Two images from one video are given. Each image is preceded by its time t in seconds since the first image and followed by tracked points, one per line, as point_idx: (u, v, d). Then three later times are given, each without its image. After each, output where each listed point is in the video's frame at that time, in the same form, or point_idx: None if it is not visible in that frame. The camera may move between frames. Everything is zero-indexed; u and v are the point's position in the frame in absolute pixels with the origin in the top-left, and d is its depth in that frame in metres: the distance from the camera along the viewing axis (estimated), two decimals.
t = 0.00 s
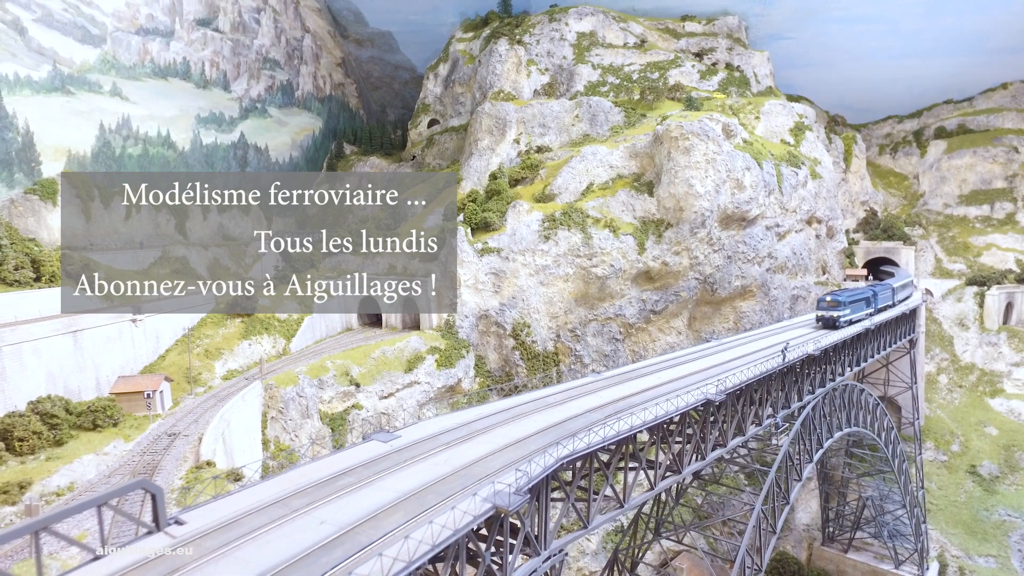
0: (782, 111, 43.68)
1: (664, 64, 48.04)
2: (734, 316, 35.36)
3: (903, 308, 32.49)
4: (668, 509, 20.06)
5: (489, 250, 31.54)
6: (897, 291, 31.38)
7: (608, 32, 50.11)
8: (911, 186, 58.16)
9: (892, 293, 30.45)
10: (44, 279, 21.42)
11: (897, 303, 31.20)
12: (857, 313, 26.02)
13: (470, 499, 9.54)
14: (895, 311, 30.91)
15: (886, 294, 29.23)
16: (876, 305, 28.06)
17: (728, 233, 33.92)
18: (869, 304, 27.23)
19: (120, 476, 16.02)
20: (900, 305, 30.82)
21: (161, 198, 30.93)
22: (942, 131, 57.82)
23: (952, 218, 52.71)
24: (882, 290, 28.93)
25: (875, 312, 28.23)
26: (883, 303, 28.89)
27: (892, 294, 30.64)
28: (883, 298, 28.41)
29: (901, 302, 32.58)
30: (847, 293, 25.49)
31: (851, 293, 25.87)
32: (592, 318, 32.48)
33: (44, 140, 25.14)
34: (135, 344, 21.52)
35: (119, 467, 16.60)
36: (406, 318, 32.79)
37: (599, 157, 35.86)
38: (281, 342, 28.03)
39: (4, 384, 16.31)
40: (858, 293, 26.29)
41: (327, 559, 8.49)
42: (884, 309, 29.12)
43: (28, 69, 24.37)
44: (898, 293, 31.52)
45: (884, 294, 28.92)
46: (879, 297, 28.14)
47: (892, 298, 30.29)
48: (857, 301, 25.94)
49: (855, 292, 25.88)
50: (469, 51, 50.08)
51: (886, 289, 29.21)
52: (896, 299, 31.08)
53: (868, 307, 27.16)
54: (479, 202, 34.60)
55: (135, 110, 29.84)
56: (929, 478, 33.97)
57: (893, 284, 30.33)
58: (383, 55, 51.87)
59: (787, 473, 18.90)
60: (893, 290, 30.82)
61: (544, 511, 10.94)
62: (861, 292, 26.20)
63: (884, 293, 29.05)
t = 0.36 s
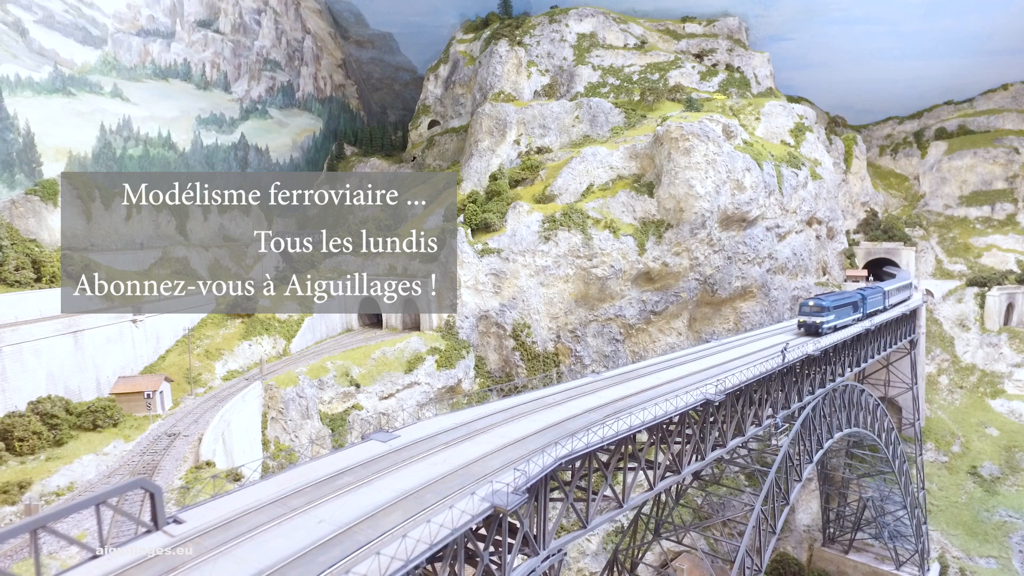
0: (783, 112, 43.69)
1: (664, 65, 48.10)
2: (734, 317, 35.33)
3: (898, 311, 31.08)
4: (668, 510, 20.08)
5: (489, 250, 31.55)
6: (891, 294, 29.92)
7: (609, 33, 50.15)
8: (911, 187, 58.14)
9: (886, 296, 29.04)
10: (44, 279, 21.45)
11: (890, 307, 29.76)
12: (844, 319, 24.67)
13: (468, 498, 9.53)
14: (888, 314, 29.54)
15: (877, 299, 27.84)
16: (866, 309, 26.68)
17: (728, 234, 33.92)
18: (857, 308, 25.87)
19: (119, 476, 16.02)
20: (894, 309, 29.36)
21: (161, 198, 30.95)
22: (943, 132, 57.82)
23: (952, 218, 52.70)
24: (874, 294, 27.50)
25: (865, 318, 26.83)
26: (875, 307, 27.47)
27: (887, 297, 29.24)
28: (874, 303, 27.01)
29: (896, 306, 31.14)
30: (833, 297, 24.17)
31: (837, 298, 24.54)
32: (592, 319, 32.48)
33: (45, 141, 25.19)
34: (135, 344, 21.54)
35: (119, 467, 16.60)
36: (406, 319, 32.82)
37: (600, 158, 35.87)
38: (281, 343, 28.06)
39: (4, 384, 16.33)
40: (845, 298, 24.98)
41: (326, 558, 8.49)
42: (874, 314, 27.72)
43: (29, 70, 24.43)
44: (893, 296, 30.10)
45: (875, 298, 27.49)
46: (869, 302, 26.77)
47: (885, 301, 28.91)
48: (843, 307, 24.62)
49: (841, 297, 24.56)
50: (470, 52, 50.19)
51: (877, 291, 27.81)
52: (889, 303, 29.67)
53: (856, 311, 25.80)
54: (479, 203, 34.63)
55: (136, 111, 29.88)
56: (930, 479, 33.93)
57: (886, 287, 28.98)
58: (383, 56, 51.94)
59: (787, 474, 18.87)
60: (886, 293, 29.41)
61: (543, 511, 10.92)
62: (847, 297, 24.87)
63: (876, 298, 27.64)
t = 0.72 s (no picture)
0: (784, 113, 43.66)
1: (665, 66, 48.13)
2: (735, 319, 35.26)
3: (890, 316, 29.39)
4: (668, 512, 20.02)
5: (489, 252, 31.53)
6: (882, 299, 28.21)
7: (609, 35, 50.19)
8: (912, 188, 58.11)
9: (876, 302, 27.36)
10: (44, 281, 21.45)
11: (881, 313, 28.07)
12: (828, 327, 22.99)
13: (467, 501, 9.48)
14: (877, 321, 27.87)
15: (866, 305, 26.08)
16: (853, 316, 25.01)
17: (729, 235, 33.88)
18: (844, 315, 24.14)
19: (119, 478, 15.99)
20: (884, 315, 27.66)
21: (161, 199, 30.91)
22: (944, 133, 57.78)
23: (953, 220, 52.66)
24: (863, 300, 25.75)
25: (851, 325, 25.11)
26: (864, 314, 25.75)
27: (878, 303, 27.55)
28: (862, 309, 25.34)
29: (888, 311, 29.48)
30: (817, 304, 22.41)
31: (822, 304, 22.78)
32: (592, 320, 32.38)
33: (45, 142, 25.20)
34: (135, 346, 21.53)
35: (118, 469, 16.56)
36: (406, 320, 32.94)
37: (600, 160, 35.87)
38: (281, 344, 28.05)
39: (4, 386, 16.31)
40: (831, 304, 23.24)
41: (325, 561, 8.45)
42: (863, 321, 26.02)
43: (30, 71, 24.46)
44: (885, 301, 28.41)
45: (864, 305, 25.76)
46: (856, 308, 25.06)
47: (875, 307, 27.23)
48: (827, 314, 22.89)
49: (825, 303, 22.82)
50: (470, 53, 50.31)
51: (866, 297, 26.04)
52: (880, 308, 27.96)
53: (842, 318, 24.08)
54: (480, 205, 34.67)
55: (136, 113, 29.88)
56: (931, 481, 33.86)
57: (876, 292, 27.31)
58: (384, 58, 51.98)
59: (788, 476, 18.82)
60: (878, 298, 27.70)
61: (543, 514, 10.87)
62: (832, 303, 23.14)
63: (865, 304, 25.94)
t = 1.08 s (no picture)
0: (784, 114, 43.67)
1: (665, 67, 48.23)
2: (735, 320, 35.27)
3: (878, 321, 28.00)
4: (669, 514, 20.03)
5: (490, 253, 31.59)
6: (871, 304, 26.76)
7: (610, 36, 50.24)
8: (912, 189, 58.08)
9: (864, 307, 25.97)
10: (46, 282, 21.55)
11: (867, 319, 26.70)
12: (808, 336, 21.61)
13: (467, 503, 9.48)
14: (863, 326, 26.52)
15: (851, 312, 24.66)
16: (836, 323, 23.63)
17: (730, 236, 33.89)
18: (825, 322, 22.77)
19: (120, 479, 16.01)
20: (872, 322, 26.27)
21: (161, 198, 30.80)
22: (944, 134, 57.77)
23: (954, 221, 52.62)
24: (848, 307, 24.32)
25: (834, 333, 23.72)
26: (848, 322, 24.34)
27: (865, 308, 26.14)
28: (847, 316, 23.92)
29: (878, 316, 28.03)
30: (796, 311, 20.97)
31: (803, 311, 21.36)
32: (593, 322, 32.37)
33: (47, 144, 25.28)
34: (136, 347, 21.56)
35: (119, 470, 16.57)
36: (407, 321, 33.17)
37: (601, 161, 35.91)
38: (282, 345, 28.04)
39: (6, 387, 16.37)
40: (812, 311, 21.83)
41: (325, 562, 8.46)
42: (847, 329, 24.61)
43: (31, 73, 24.51)
44: (874, 306, 26.98)
45: (850, 312, 24.28)
46: (840, 315, 23.67)
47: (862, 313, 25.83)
48: (808, 322, 21.49)
49: (805, 310, 21.39)
50: (471, 55, 50.40)
51: (851, 302, 24.59)
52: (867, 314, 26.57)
53: (824, 325, 22.70)
54: (480, 206, 34.74)
55: (137, 114, 29.89)
56: (932, 483, 33.83)
57: (864, 296, 25.89)
58: (385, 59, 52.08)
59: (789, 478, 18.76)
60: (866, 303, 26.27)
61: (543, 516, 10.88)
62: (813, 310, 21.72)
63: (852, 310, 24.48)
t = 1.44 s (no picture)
0: (785, 117, 43.82)
1: (667, 70, 48.52)
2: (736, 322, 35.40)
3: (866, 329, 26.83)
4: (671, 514, 20.26)
5: (492, 255, 31.78)
6: (858, 311, 25.69)
7: (611, 39, 50.48)
8: (913, 191, 58.18)
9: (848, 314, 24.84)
10: (52, 284, 22.00)
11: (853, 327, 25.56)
12: (783, 346, 20.59)
13: (473, 501, 9.63)
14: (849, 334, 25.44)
15: (834, 320, 23.55)
16: (816, 332, 22.59)
17: (731, 239, 34.04)
18: (803, 332, 21.74)
19: (127, 479, 16.19)
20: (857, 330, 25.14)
21: (161, 199, 30.95)
22: (945, 137, 57.84)
23: (955, 223, 52.70)
24: (829, 316, 23.22)
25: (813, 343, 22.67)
26: (830, 331, 23.24)
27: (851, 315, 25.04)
28: (829, 324, 22.81)
29: (866, 323, 26.84)
30: (770, 322, 19.95)
31: (777, 321, 20.34)
32: (595, 324, 32.53)
33: (52, 147, 25.51)
34: (141, 349, 21.74)
35: (126, 470, 16.77)
36: (409, 323, 33.51)
37: (602, 164, 36.11)
38: (285, 347, 28.21)
39: (15, 388, 16.61)
40: (789, 321, 20.80)
41: (335, 559, 8.62)
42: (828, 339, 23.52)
43: (37, 77, 24.76)
44: (862, 313, 25.85)
45: (831, 320, 23.18)
46: (821, 324, 22.58)
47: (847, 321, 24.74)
48: (783, 333, 20.46)
49: (780, 320, 20.37)
50: (472, 58, 50.66)
51: (834, 310, 23.48)
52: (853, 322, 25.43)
53: (801, 335, 21.67)
54: (483, 209, 34.97)
55: (142, 117, 30.06)
56: (933, 484, 33.92)
57: (850, 304, 24.79)
58: (387, 62, 52.37)
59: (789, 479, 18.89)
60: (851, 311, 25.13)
61: (546, 514, 11.06)
62: (789, 320, 20.69)
63: (834, 319, 23.39)
